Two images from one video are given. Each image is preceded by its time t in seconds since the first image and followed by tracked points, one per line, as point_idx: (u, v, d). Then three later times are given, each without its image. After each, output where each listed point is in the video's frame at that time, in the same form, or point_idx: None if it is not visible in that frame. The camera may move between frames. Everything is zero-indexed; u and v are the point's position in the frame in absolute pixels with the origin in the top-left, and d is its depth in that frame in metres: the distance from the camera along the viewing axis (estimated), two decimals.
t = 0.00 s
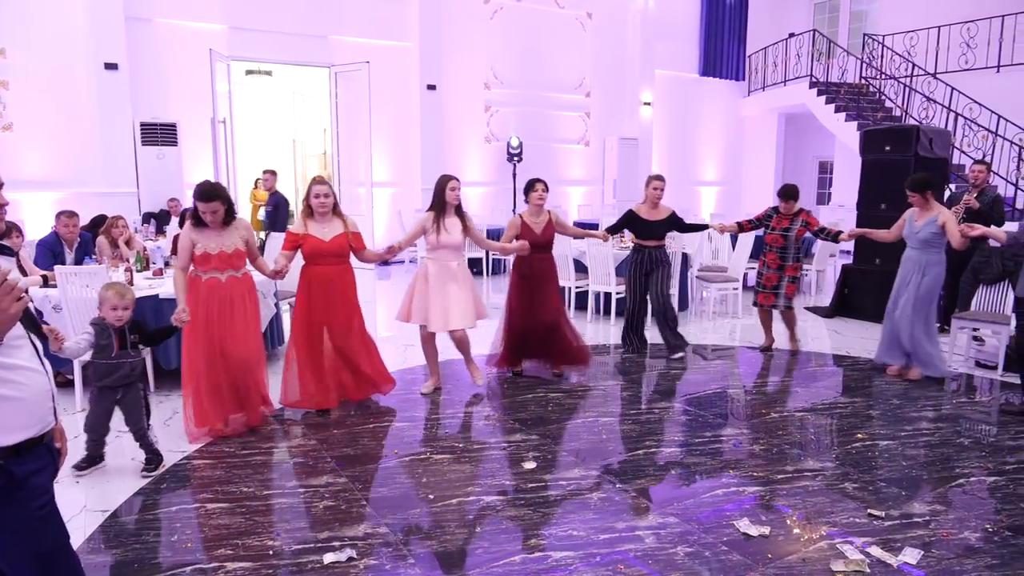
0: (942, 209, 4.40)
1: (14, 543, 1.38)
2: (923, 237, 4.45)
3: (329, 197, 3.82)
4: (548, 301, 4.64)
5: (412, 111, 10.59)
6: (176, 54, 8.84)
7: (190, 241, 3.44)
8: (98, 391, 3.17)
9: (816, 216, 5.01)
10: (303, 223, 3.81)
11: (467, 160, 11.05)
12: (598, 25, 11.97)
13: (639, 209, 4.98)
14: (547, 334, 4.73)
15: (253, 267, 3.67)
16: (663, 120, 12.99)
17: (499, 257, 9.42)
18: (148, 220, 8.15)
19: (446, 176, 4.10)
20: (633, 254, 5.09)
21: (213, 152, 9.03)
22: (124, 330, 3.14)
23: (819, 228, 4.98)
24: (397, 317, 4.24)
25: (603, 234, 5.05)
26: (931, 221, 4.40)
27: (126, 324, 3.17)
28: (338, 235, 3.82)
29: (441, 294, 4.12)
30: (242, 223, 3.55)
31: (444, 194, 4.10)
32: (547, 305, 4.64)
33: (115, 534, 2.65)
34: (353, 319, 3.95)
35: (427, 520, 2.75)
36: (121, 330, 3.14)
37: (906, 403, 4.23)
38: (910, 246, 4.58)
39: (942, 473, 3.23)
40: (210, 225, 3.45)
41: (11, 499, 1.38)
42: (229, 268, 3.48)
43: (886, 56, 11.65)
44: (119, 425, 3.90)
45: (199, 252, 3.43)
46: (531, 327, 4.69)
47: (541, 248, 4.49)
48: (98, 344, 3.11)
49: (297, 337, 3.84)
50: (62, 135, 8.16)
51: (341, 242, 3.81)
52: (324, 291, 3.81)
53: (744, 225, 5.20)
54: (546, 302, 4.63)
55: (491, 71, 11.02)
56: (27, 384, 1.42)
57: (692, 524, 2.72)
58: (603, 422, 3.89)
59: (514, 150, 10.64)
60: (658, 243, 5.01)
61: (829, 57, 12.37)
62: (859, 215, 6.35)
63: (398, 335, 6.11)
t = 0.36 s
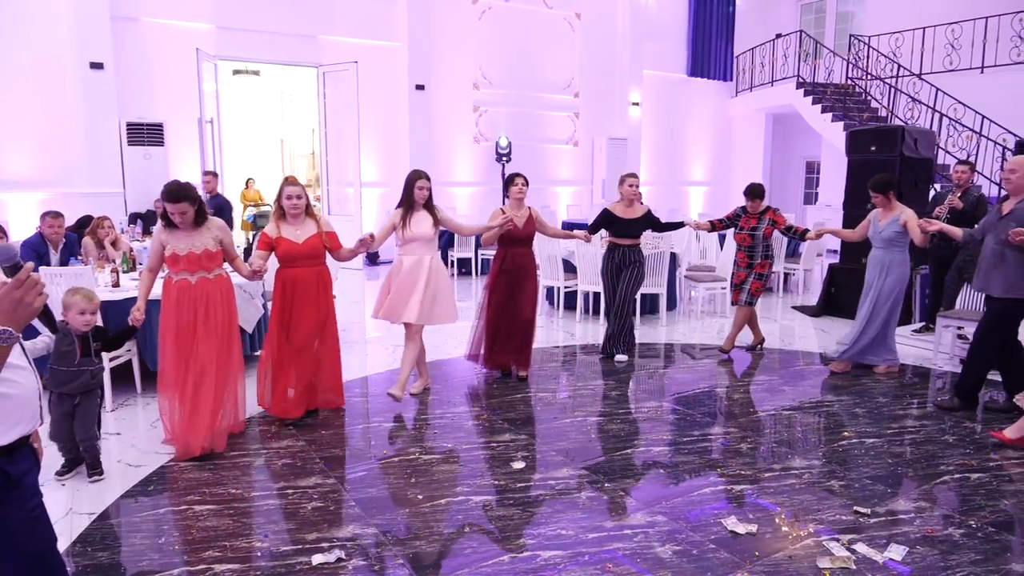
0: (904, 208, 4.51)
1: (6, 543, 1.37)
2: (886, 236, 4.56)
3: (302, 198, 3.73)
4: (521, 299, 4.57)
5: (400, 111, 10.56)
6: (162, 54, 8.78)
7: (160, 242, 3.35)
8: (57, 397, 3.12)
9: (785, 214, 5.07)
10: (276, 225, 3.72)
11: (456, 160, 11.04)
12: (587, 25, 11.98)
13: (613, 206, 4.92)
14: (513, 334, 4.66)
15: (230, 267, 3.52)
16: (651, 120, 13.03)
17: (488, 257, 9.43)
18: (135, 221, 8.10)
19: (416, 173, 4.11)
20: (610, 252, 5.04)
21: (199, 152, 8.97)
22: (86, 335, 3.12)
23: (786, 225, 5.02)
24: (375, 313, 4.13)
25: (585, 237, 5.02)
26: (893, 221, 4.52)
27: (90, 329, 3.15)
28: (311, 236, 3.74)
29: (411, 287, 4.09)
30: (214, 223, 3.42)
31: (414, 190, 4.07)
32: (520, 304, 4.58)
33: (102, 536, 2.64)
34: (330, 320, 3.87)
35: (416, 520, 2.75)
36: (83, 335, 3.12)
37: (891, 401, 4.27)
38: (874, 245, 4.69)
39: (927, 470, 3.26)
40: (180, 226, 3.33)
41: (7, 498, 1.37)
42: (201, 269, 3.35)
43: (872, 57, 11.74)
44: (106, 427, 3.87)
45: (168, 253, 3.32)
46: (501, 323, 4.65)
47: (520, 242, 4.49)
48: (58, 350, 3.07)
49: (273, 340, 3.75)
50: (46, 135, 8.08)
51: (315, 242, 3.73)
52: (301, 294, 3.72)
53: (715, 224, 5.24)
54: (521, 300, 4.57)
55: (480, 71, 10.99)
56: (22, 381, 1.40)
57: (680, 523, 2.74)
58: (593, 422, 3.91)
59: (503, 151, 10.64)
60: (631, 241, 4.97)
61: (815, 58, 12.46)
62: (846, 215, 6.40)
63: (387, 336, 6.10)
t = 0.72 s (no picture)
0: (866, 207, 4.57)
1: None
2: (849, 234, 4.60)
3: (279, 200, 3.59)
4: (516, 303, 4.53)
5: (392, 112, 10.55)
6: (153, 53, 8.74)
7: (137, 244, 3.29)
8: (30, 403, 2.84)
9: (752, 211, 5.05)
10: (253, 227, 3.61)
11: (448, 160, 11.03)
12: (579, 25, 11.99)
13: (590, 210, 4.85)
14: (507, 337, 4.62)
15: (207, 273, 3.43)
16: (643, 120, 13.05)
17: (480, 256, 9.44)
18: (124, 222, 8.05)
19: (392, 173, 3.95)
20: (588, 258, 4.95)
21: (191, 152, 8.94)
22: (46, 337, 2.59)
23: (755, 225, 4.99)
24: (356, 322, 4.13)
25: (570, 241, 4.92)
26: (855, 220, 4.57)
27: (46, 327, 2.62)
28: (289, 240, 3.63)
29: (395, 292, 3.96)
30: (193, 226, 3.35)
31: (386, 191, 3.93)
32: (514, 308, 4.54)
33: (92, 538, 2.63)
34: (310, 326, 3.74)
35: (409, 519, 2.75)
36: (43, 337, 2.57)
37: (882, 400, 4.30)
38: (836, 243, 4.72)
39: (917, 467, 3.28)
40: (157, 228, 3.26)
41: None
42: (175, 274, 3.28)
43: (862, 58, 11.80)
44: (96, 429, 3.85)
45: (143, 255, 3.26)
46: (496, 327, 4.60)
47: (509, 246, 4.43)
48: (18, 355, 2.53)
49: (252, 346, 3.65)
50: (36, 135, 8.03)
51: (292, 246, 3.62)
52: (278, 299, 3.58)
53: (687, 225, 5.26)
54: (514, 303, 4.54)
55: (472, 71, 10.99)
56: (9, 381, 1.39)
57: (672, 521, 2.74)
58: (585, 421, 3.91)
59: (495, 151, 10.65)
60: (608, 245, 4.89)
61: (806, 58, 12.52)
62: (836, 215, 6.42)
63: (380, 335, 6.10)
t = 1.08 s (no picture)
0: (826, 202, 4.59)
1: None
2: (810, 229, 4.59)
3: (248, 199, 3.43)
4: (490, 302, 4.45)
5: (384, 112, 10.55)
6: (143, 52, 8.70)
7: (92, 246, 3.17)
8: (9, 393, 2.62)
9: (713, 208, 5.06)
10: (216, 227, 3.44)
11: (440, 160, 11.03)
12: (571, 25, 12.01)
13: (559, 206, 4.87)
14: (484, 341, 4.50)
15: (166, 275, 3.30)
16: (635, 120, 13.07)
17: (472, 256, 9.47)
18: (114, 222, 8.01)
19: (357, 167, 3.81)
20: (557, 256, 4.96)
21: (181, 151, 8.91)
22: None
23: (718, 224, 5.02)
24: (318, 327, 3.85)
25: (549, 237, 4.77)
26: (816, 215, 4.58)
27: None
28: (253, 236, 3.47)
29: (373, 292, 3.84)
30: (148, 226, 3.21)
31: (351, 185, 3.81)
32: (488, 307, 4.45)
33: (82, 539, 2.61)
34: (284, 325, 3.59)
35: (402, 519, 2.75)
36: None
37: (871, 398, 4.32)
38: (796, 238, 4.72)
39: (906, 465, 3.31)
40: (111, 227, 3.14)
41: None
42: (128, 277, 3.16)
43: (852, 58, 11.86)
44: (86, 430, 3.83)
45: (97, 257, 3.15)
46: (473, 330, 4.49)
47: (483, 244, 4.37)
48: None
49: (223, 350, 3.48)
50: (25, 135, 7.98)
51: (256, 242, 3.46)
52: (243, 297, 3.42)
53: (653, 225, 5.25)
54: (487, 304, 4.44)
55: (464, 71, 11.01)
56: None
57: (663, 520, 2.75)
58: (576, 420, 3.92)
59: (487, 151, 10.66)
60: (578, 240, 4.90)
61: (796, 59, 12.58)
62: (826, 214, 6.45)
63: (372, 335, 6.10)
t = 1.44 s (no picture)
0: (784, 203, 4.75)
1: None
2: (769, 229, 4.75)
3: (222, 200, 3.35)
4: (458, 304, 4.46)
5: (374, 112, 10.53)
6: (130, 50, 8.64)
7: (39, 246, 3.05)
8: None
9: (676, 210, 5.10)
10: (186, 228, 3.32)
11: (430, 160, 11.01)
12: (561, 25, 12.03)
13: (523, 209, 4.85)
14: (451, 342, 4.48)
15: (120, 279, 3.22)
16: (625, 120, 13.09)
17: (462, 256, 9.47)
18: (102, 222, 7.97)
19: (314, 166, 3.64)
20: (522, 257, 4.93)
21: (170, 151, 8.86)
22: None
23: (683, 222, 5.09)
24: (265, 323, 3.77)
25: (519, 239, 4.73)
26: (775, 216, 4.74)
27: None
28: (224, 237, 3.38)
29: (320, 298, 3.68)
30: (102, 228, 3.15)
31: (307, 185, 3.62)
32: (455, 309, 4.46)
33: (69, 541, 2.60)
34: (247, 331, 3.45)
35: (392, 519, 2.75)
36: None
37: (859, 396, 4.35)
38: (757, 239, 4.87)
39: (893, 462, 3.34)
40: (61, 228, 3.06)
41: None
42: (77, 281, 3.08)
43: (840, 59, 11.93)
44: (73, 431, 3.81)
45: (44, 258, 3.04)
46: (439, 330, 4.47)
47: (454, 245, 4.41)
48: None
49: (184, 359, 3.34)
50: (11, 135, 7.91)
51: (226, 243, 3.37)
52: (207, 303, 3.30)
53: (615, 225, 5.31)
54: (456, 306, 4.46)
55: (454, 70, 10.98)
56: None
57: (653, 518, 2.77)
58: (567, 419, 3.94)
59: (477, 150, 10.65)
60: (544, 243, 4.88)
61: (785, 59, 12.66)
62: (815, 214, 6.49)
63: (361, 335, 6.09)
